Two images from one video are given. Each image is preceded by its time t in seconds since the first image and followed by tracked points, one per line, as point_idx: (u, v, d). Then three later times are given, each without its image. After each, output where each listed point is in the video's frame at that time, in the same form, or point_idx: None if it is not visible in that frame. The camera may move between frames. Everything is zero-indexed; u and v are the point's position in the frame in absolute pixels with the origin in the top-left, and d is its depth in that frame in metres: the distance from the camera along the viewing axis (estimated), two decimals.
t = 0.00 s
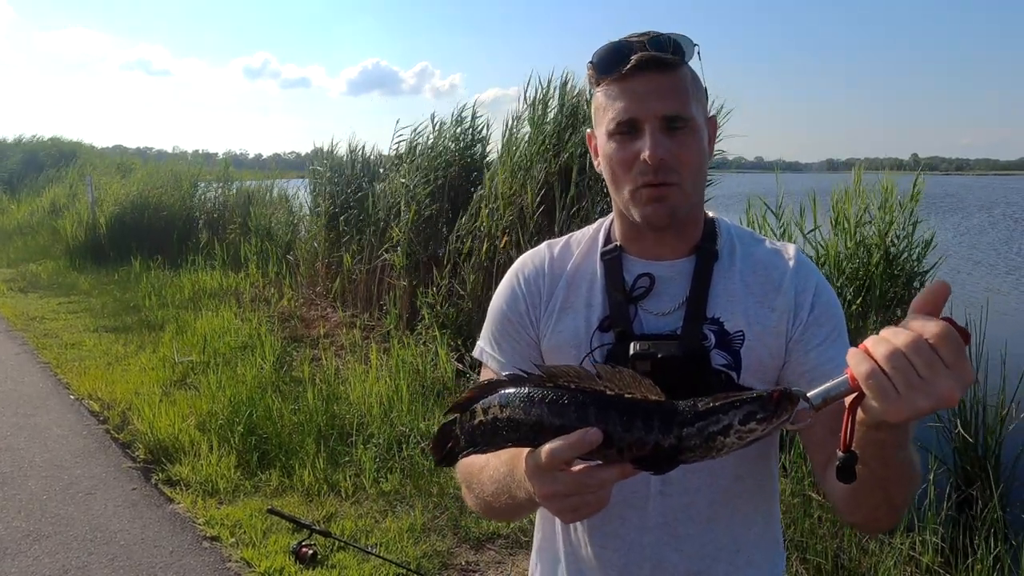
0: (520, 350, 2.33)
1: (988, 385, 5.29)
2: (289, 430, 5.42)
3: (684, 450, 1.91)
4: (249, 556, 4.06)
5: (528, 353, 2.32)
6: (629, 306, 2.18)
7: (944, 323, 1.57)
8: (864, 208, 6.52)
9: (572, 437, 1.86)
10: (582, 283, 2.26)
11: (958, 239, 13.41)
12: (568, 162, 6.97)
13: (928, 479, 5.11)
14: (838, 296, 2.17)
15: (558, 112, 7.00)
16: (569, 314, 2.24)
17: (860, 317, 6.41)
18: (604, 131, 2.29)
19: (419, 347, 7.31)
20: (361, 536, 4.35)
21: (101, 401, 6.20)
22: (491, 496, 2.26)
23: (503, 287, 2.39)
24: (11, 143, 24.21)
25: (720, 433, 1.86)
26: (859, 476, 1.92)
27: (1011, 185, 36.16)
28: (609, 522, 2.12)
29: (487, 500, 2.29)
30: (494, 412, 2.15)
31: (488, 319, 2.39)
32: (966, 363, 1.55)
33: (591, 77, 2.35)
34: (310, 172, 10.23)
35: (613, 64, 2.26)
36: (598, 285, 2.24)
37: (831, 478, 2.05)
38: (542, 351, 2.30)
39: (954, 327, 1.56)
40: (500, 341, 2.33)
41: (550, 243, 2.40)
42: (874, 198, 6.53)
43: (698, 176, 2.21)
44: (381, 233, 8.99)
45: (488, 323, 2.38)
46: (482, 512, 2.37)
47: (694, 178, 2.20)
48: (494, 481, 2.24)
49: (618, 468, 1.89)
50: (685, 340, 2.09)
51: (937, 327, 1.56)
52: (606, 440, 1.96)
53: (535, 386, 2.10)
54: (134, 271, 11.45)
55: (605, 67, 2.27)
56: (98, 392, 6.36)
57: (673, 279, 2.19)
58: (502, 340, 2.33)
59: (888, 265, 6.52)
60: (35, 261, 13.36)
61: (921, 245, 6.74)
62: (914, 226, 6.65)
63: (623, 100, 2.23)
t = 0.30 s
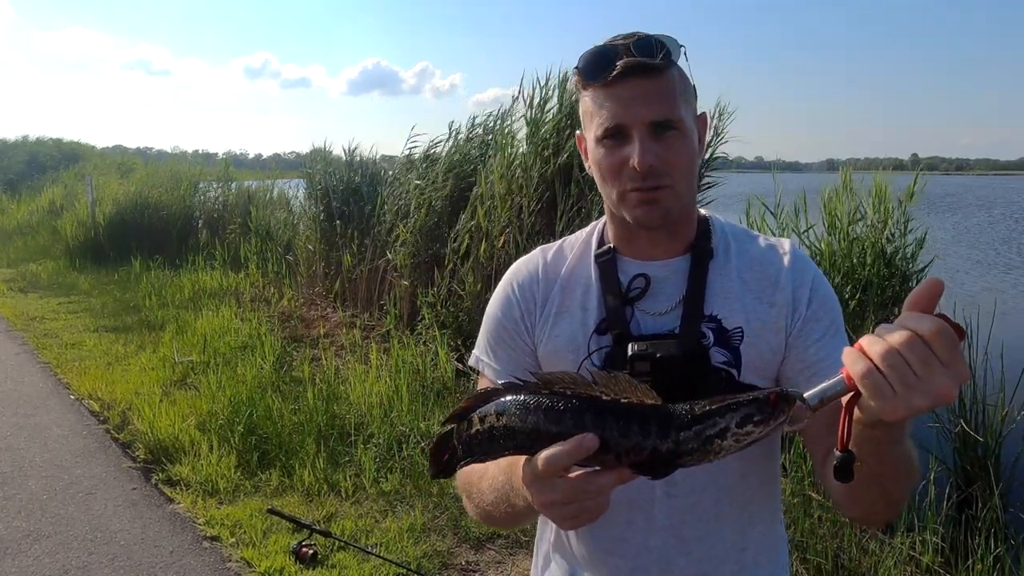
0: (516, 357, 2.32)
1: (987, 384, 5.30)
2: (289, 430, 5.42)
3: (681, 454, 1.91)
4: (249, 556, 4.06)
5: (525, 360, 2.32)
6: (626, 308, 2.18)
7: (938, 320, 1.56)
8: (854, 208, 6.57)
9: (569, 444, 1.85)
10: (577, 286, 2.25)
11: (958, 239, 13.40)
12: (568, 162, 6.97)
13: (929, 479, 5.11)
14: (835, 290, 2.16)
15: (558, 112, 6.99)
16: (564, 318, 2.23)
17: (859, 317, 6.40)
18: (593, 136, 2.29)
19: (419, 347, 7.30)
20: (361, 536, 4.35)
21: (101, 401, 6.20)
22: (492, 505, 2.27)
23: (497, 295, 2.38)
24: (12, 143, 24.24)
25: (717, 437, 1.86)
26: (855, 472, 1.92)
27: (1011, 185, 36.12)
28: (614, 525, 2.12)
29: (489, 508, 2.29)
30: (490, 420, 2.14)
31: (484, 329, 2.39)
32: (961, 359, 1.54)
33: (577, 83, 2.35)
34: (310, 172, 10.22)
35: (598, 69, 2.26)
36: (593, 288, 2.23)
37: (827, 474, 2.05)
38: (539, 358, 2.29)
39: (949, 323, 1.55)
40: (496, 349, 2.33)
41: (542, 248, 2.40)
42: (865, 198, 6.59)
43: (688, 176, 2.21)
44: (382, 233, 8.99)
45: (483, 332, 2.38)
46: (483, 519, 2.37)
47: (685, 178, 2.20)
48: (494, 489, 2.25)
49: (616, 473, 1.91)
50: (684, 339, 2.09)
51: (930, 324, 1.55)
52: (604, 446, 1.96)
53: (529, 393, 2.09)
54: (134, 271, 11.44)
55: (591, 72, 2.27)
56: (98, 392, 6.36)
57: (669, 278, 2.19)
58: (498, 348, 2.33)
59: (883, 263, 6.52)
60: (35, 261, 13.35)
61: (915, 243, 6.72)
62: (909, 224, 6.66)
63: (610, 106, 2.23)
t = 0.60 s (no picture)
0: (497, 357, 2.31)
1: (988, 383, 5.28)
2: (289, 429, 5.41)
3: (674, 448, 1.90)
4: (249, 556, 4.06)
5: (507, 360, 2.31)
6: (612, 307, 2.18)
7: (933, 306, 1.56)
8: (850, 208, 6.55)
9: (561, 437, 1.84)
10: (562, 286, 2.25)
11: (959, 239, 13.39)
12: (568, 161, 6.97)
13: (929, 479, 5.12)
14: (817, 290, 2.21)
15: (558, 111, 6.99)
16: (549, 318, 2.23)
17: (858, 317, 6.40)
18: (581, 131, 2.28)
19: (419, 347, 7.30)
20: (361, 536, 4.35)
21: (101, 401, 6.20)
22: (474, 507, 2.25)
23: (478, 294, 2.37)
24: (13, 143, 24.23)
25: (711, 428, 1.86)
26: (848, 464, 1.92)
27: (1012, 185, 36.08)
28: (602, 531, 2.11)
29: (472, 510, 2.27)
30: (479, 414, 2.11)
31: (464, 328, 2.37)
32: (955, 345, 1.55)
33: (567, 75, 2.33)
34: (310, 172, 10.21)
35: (590, 64, 2.24)
36: (578, 287, 2.23)
37: (819, 467, 2.05)
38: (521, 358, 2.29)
39: (943, 310, 1.55)
40: (477, 349, 2.32)
41: (524, 247, 2.39)
42: (861, 198, 6.53)
43: (676, 176, 2.21)
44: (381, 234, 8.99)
45: (464, 332, 2.36)
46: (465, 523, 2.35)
47: (673, 178, 2.20)
48: (478, 490, 2.23)
49: (608, 469, 1.89)
50: (672, 338, 2.09)
51: (925, 311, 1.55)
52: (596, 440, 1.96)
53: (519, 386, 2.07)
54: (134, 271, 11.44)
55: (582, 67, 2.26)
56: (98, 392, 6.36)
57: (655, 278, 2.19)
58: (478, 348, 2.32)
59: (881, 262, 6.48)
60: (35, 261, 13.34)
61: (911, 241, 6.61)
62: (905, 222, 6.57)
63: (600, 101, 2.21)
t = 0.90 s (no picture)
0: (456, 360, 2.28)
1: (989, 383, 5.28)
2: (289, 430, 5.41)
3: (654, 439, 1.91)
4: (249, 556, 4.06)
5: (463, 363, 2.28)
6: (576, 305, 2.17)
7: (915, 286, 1.57)
8: (849, 207, 6.50)
9: (535, 431, 1.80)
10: (521, 285, 2.22)
11: (959, 240, 13.38)
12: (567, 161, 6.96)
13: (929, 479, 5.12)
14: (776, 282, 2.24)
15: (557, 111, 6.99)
16: (510, 318, 2.20)
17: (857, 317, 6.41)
18: (542, 122, 2.27)
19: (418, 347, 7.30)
20: (361, 537, 4.35)
21: (101, 402, 6.20)
22: (433, 517, 2.16)
23: (432, 296, 2.32)
24: (14, 143, 24.24)
25: (693, 417, 1.87)
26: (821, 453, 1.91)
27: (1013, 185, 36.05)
28: (570, 538, 2.09)
29: (430, 522, 2.18)
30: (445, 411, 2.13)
31: (417, 331, 2.33)
32: (937, 324, 1.57)
33: (529, 65, 2.33)
34: (309, 171, 10.20)
35: (552, 53, 2.24)
36: (538, 286, 2.21)
37: (790, 453, 2.04)
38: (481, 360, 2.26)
39: (925, 289, 1.57)
40: (431, 352, 2.28)
41: (479, 245, 2.35)
42: (859, 198, 6.49)
43: (639, 169, 2.21)
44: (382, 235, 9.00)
45: (418, 336, 2.31)
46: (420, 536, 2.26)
47: (636, 171, 2.20)
48: (436, 500, 2.13)
49: (583, 465, 1.87)
50: (639, 336, 2.08)
51: (909, 290, 1.56)
52: (572, 431, 1.96)
53: (491, 377, 2.07)
54: (134, 271, 11.43)
55: (544, 55, 2.26)
56: (98, 392, 6.35)
57: (618, 275, 2.19)
58: (434, 352, 2.28)
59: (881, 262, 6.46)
60: (35, 261, 13.33)
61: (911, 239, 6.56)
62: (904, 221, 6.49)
63: (562, 91, 2.20)
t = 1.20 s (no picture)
0: (413, 369, 2.14)
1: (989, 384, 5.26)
2: (288, 430, 5.39)
3: (633, 485, 1.89)
4: (249, 556, 4.06)
5: (421, 371, 2.15)
6: (538, 307, 2.13)
7: (914, 336, 1.63)
8: (851, 208, 6.48)
9: (511, 483, 1.73)
10: (481, 288, 2.16)
11: (957, 239, 13.40)
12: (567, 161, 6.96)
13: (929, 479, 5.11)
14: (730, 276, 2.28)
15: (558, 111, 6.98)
16: (471, 321, 2.13)
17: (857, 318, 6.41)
18: (502, 131, 2.15)
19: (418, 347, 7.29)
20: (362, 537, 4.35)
21: (101, 401, 6.20)
22: (393, 537, 2.07)
23: (386, 300, 2.20)
24: (14, 142, 24.31)
25: (675, 467, 1.88)
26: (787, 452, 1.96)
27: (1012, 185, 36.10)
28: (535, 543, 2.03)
29: (389, 539, 2.08)
30: (403, 455, 1.91)
31: (370, 338, 2.19)
32: (922, 367, 1.67)
33: (487, 66, 2.17)
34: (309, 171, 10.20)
35: (514, 60, 2.09)
36: (499, 288, 2.15)
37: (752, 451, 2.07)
38: (439, 368, 2.14)
39: (921, 338, 1.63)
40: (386, 361, 2.14)
41: (431, 248, 2.27)
42: (861, 200, 6.48)
43: (601, 182, 2.14)
44: (383, 235, 9.01)
45: (371, 344, 2.18)
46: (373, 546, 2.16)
47: (598, 184, 2.14)
48: (401, 519, 2.04)
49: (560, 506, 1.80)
50: (602, 337, 2.07)
51: (910, 343, 1.62)
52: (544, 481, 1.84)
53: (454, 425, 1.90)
54: (134, 271, 11.44)
55: (505, 62, 2.10)
56: (98, 392, 6.35)
57: (580, 276, 2.16)
58: (390, 360, 2.14)
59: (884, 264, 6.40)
60: (35, 261, 13.33)
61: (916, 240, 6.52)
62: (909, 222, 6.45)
63: (524, 104, 2.08)
